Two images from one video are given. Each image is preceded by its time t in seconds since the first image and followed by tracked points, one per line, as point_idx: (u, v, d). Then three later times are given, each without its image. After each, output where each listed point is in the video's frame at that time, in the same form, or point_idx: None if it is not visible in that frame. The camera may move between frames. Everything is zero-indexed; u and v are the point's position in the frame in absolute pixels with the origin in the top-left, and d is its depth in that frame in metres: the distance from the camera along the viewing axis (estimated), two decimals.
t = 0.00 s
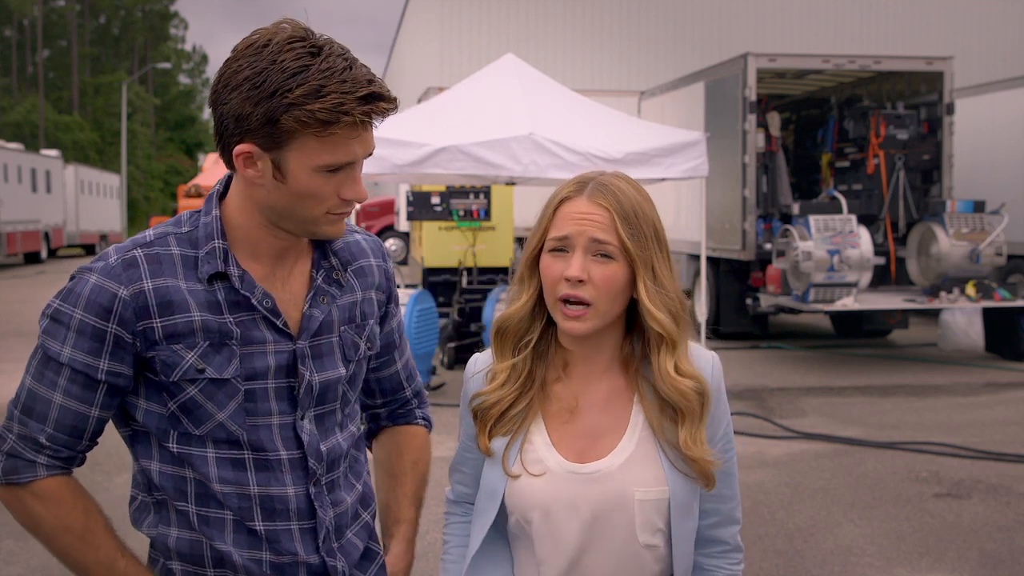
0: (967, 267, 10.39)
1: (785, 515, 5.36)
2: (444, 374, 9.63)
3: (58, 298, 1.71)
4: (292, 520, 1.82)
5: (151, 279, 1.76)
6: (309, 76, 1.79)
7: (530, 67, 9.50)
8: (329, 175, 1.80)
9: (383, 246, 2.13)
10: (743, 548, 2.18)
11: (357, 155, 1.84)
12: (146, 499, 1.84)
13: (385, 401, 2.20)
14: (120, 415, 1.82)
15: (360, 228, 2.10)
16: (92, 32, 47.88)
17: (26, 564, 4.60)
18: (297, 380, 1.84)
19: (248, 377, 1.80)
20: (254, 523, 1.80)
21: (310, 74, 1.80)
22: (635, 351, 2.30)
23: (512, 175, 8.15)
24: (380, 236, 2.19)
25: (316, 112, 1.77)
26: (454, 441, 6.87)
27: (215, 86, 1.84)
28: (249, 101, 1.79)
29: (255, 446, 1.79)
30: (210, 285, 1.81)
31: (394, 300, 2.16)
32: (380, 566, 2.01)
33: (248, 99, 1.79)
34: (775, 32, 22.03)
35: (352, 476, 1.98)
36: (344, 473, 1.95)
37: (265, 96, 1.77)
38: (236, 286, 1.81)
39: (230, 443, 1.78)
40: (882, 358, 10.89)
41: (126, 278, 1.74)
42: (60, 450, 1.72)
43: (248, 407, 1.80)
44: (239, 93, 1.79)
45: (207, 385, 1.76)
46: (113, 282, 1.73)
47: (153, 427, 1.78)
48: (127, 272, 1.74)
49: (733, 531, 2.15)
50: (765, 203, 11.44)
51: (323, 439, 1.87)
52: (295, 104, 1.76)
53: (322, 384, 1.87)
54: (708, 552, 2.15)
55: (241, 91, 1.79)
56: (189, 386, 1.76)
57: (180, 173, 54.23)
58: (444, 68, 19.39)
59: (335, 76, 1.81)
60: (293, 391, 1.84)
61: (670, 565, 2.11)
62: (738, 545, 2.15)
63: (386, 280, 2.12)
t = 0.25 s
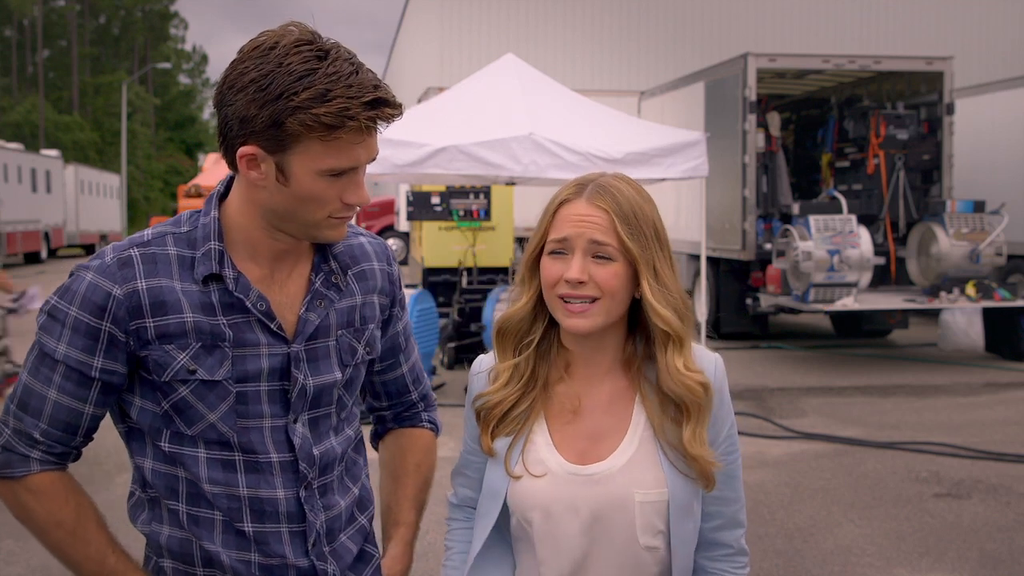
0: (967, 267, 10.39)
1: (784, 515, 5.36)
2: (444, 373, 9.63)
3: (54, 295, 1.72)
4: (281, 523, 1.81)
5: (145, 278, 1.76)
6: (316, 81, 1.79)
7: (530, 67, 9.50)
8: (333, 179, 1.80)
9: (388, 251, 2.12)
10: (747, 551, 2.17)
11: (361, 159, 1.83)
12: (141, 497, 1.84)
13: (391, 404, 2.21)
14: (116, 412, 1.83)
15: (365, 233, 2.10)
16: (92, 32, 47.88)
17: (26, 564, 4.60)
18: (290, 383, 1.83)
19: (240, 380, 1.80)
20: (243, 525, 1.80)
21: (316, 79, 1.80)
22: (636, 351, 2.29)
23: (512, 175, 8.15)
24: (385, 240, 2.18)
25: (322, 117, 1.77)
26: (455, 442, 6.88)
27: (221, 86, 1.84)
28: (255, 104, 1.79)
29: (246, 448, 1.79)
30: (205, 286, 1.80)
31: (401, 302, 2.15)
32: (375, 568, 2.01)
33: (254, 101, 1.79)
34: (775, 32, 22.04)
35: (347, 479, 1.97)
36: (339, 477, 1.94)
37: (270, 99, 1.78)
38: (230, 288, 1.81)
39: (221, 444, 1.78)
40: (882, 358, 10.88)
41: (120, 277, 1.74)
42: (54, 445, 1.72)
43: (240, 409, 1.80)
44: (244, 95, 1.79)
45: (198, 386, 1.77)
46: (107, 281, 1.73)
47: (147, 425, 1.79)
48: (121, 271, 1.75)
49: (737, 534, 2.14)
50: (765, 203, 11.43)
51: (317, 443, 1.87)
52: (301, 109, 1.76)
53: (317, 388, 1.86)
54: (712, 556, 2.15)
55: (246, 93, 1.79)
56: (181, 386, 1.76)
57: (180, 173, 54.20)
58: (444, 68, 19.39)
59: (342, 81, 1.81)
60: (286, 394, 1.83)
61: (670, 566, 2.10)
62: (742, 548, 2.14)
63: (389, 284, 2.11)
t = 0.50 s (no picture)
0: (967, 267, 10.39)
1: (784, 515, 5.36)
2: (444, 373, 9.64)
3: (54, 293, 1.72)
4: (279, 522, 1.82)
5: (143, 277, 1.76)
6: (317, 84, 1.79)
7: (530, 67, 9.50)
8: (334, 182, 1.80)
9: (389, 253, 2.12)
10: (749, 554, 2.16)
11: (362, 163, 1.84)
12: (139, 496, 1.84)
13: (393, 405, 2.21)
14: (115, 412, 1.83)
15: (366, 235, 2.10)
16: (92, 32, 47.88)
17: (26, 564, 4.60)
18: (288, 383, 1.83)
19: (237, 379, 1.80)
20: (241, 524, 1.80)
21: (317, 83, 1.80)
22: (638, 351, 2.30)
23: (512, 175, 8.15)
24: (387, 240, 2.18)
25: (323, 121, 1.76)
26: (455, 443, 6.88)
27: (221, 89, 1.84)
28: (256, 107, 1.79)
29: (244, 447, 1.79)
30: (203, 285, 1.81)
31: (402, 304, 2.15)
32: (376, 569, 2.01)
33: (255, 105, 1.79)
34: (775, 32, 22.05)
35: (346, 479, 1.97)
36: (338, 477, 1.94)
37: (272, 102, 1.78)
38: (228, 287, 1.81)
39: (219, 444, 1.78)
40: (882, 358, 10.88)
41: (118, 275, 1.74)
42: (53, 443, 1.72)
43: (238, 409, 1.80)
44: (246, 98, 1.79)
45: (196, 385, 1.77)
46: (105, 279, 1.73)
47: (146, 424, 1.79)
48: (119, 269, 1.75)
49: (738, 537, 2.14)
50: (765, 203, 11.44)
51: (315, 442, 1.87)
52: (302, 112, 1.76)
53: (315, 388, 1.86)
54: (713, 559, 2.14)
55: (248, 97, 1.79)
56: (178, 385, 1.77)
57: (180, 173, 54.22)
58: (444, 68, 19.40)
59: (344, 85, 1.81)
60: (284, 394, 1.83)
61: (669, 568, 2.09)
62: (743, 552, 2.14)
63: (390, 286, 2.11)
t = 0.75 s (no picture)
0: (967, 267, 10.39)
1: (784, 515, 5.36)
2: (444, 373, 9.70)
3: (57, 293, 1.72)
4: (285, 522, 1.82)
5: (147, 276, 1.76)
6: (318, 80, 1.79)
7: (530, 67, 9.50)
8: (336, 179, 1.80)
9: (389, 251, 2.12)
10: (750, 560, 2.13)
11: (364, 160, 1.83)
12: (142, 498, 1.84)
13: (393, 406, 2.20)
14: (118, 413, 1.83)
15: (366, 234, 2.10)
16: (92, 32, 47.87)
17: (26, 564, 4.60)
18: (293, 381, 1.83)
19: (242, 378, 1.80)
20: (247, 524, 1.80)
21: (321, 78, 1.80)
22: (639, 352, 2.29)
23: (512, 175, 8.15)
24: (388, 240, 2.18)
25: (326, 116, 1.76)
26: (455, 443, 6.88)
27: (225, 85, 1.84)
28: (259, 102, 1.79)
29: (249, 446, 1.79)
30: (207, 284, 1.81)
31: (402, 304, 2.15)
32: (381, 570, 2.01)
33: (258, 100, 1.79)
34: (775, 32, 22.03)
35: (349, 479, 1.97)
36: (341, 477, 1.94)
37: (275, 98, 1.78)
38: (232, 286, 1.81)
39: (224, 443, 1.78)
40: (882, 358, 10.88)
41: (122, 274, 1.74)
42: (57, 445, 1.72)
43: (243, 407, 1.80)
44: (249, 94, 1.79)
45: (201, 384, 1.77)
46: (109, 279, 1.73)
47: (150, 425, 1.78)
48: (123, 268, 1.75)
49: (739, 544, 2.11)
50: (765, 203, 11.44)
51: (320, 442, 1.87)
52: (306, 108, 1.76)
53: (319, 386, 1.86)
54: (712, 565, 2.11)
55: (251, 92, 1.79)
56: (183, 384, 1.77)
57: (180, 173, 54.19)
58: (444, 68, 19.41)
59: (347, 81, 1.81)
60: (289, 393, 1.83)
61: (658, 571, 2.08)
62: (742, 559, 2.10)
63: (390, 284, 2.11)
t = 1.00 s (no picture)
0: (967, 267, 10.39)
1: (784, 515, 5.36)
2: (444, 373, 9.70)
3: (62, 296, 1.72)
4: (293, 522, 1.82)
5: (155, 277, 1.76)
6: (322, 85, 1.79)
7: (530, 67, 9.50)
8: (341, 183, 1.81)
9: (389, 250, 2.12)
10: (744, 566, 2.12)
11: (368, 163, 1.83)
12: (148, 499, 1.83)
13: (389, 404, 2.20)
14: (122, 415, 1.82)
15: (366, 234, 2.10)
16: (92, 32, 47.86)
17: (26, 564, 4.59)
18: (300, 382, 1.84)
19: (250, 379, 1.80)
20: (255, 524, 1.80)
21: (325, 82, 1.80)
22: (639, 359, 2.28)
23: (512, 175, 8.15)
24: (387, 239, 2.18)
25: (331, 121, 1.77)
26: (456, 443, 6.88)
27: (228, 89, 1.84)
28: (263, 107, 1.79)
29: (257, 447, 1.80)
30: (214, 286, 1.81)
31: (401, 304, 2.16)
32: (384, 569, 2.02)
33: (262, 105, 1.79)
34: (775, 32, 22.02)
35: (354, 478, 1.98)
36: (346, 476, 1.94)
37: (279, 103, 1.78)
38: (239, 287, 1.81)
39: (232, 444, 1.79)
40: (882, 358, 10.88)
41: (129, 277, 1.74)
42: (62, 448, 1.71)
43: (250, 408, 1.80)
44: (253, 99, 1.79)
45: (209, 385, 1.77)
46: (116, 281, 1.72)
47: (156, 426, 1.78)
48: (130, 271, 1.74)
49: (733, 547, 2.10)
50: (765, 203, 11.44)
51: (326, 441, 1.88)
52: (310, 112, 1.76)
53: (325, 386, 1.87)
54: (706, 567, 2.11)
55: (255, 96, 1.79)
56: (191, 386, 1.76)
57: (180, 173, 54.19)
58: (444, 68, 19.41)
59: (351, 85, 1.82)
60: (296, 393, 1.84)
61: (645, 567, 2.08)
62: (737, 564, 2.09)
63: (391, 283, 2.12)
